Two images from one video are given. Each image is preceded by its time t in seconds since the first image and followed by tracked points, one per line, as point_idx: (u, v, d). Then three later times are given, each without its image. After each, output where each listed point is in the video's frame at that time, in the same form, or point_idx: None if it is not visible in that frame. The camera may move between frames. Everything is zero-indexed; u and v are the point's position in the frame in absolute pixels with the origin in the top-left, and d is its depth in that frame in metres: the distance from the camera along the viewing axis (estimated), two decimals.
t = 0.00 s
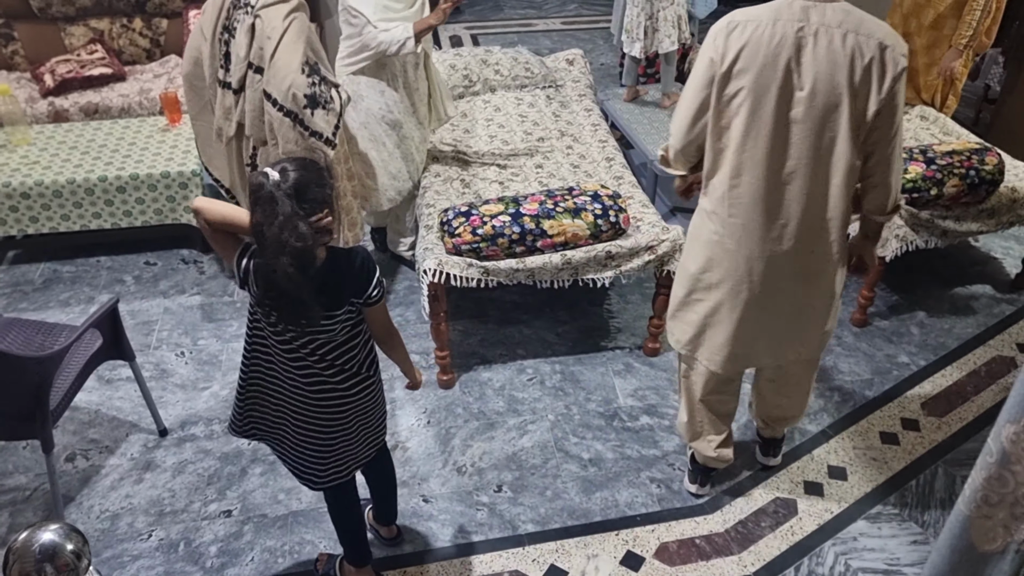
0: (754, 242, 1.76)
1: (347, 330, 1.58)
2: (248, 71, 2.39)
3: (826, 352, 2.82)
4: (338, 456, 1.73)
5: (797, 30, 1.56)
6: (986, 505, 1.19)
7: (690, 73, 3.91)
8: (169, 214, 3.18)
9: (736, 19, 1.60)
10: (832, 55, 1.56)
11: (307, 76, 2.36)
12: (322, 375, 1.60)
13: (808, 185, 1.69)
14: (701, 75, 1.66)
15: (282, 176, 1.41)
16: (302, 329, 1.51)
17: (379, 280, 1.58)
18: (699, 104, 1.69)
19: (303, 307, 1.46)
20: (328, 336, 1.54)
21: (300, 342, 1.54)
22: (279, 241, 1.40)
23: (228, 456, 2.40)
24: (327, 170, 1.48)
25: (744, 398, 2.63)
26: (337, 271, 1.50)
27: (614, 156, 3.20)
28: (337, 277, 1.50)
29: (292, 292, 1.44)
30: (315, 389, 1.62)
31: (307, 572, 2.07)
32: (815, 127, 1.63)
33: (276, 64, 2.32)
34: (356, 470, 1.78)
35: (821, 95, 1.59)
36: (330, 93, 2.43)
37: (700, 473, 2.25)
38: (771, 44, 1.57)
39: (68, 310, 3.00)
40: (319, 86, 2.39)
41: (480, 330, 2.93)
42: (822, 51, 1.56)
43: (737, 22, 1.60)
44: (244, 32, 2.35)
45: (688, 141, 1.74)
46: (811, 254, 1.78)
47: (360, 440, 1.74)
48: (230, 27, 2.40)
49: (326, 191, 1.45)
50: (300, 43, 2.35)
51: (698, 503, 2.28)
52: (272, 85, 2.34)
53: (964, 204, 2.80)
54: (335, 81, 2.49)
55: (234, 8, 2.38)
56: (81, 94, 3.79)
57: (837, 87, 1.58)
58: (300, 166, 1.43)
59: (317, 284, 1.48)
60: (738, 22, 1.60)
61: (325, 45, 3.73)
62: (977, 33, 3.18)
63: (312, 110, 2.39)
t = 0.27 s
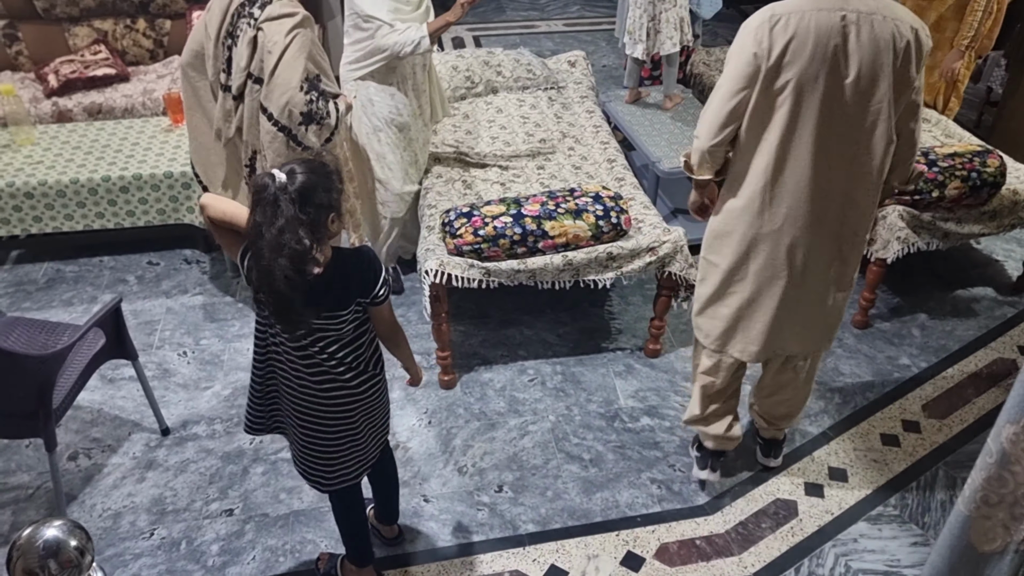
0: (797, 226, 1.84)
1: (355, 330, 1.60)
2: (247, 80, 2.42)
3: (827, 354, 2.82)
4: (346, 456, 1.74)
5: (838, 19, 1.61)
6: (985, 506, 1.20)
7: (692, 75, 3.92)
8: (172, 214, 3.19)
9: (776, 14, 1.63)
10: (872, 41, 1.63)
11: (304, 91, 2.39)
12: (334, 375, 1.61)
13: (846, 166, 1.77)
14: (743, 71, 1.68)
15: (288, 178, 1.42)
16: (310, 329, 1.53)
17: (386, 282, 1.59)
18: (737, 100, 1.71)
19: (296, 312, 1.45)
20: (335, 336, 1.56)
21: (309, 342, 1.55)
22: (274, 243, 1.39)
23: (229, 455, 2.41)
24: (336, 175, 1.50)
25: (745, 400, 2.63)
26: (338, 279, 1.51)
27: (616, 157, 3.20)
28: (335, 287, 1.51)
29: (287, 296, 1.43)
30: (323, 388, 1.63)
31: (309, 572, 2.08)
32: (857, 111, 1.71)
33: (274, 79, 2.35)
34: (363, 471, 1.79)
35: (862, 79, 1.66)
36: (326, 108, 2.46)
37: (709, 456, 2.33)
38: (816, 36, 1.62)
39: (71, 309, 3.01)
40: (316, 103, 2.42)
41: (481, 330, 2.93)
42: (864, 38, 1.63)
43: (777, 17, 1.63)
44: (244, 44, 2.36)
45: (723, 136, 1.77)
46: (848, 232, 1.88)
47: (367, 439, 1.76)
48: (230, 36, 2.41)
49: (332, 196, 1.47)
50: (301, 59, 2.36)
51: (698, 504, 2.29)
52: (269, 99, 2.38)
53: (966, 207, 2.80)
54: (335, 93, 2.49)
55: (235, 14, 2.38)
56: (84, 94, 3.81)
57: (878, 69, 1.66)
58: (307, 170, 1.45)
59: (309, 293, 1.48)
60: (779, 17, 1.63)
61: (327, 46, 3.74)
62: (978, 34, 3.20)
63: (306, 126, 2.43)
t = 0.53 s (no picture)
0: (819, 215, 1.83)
1: (362, 328, 1.60)
2: (249, 79, 2.44)
3: (832, 354, 2.82)
4: (353, 453, 1.74)
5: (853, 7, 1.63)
6: (989, 506, 1.20)
7: (698, 75, 3.92)
8: (179, 212, 3.21)
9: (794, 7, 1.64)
10: (884, 28, 1.67)
11: (301, 92, 2.39)
12: (342, 374, 1.62)
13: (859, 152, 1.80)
14: (762, 60, 1.66)
15: (300, 175, 1.45)
16: (316, 326, 1.54)
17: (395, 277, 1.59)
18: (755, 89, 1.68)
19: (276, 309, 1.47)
20: (342, 334, 1.56)
21: (316, 340, 1.56)
22: (264, 241, 1.40)
23: (235, 452, 2.42)
24: (351, 178, 1.52)
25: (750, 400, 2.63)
26: (343, 283, 1.51)
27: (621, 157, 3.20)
28: (332, 293, 1.50)
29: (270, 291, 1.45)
30: (329, 386, 1.63)
31: (313, 568, 2.09)
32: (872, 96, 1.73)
33: (272, 80, 2.36)
34: (369, 469, 1.79)
35: (875, 65, 1.69)
36: (325, 109, 2.43)
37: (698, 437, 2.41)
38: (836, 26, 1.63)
39: (78, 306, 3.02)
40: (315, 103, 2.42)
41: (486, 329, 2.94)
42: (877, 25, 1.66)
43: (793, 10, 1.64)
44: (244, 44, 2.39)
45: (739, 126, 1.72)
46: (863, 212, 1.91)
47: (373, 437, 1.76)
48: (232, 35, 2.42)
49: (342, 198, 1.48)
50: (300, 59, 2.37)
51: (702, 503, 2.29)
52: (267, 100, 2.40)
53: (972, 208, 2.80)
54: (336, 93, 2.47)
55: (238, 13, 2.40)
56: (92, 93, 3.82)
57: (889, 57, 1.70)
58: (319, 169, 1.46)
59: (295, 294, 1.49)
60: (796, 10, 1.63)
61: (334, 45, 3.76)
62: (984, 33, 3.20)
63: (305, 127, 2.43)
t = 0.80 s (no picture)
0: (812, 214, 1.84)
1: (372, 328, 1.62)
2: (262, 73, 2.45)
3: (844, 359, 2.81)
4: (366, 454, 1.75)
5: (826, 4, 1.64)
6: (999, 513, 1.20)
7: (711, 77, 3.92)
8: (193, 210, 3.23)
9: (771, 15, 1.63)
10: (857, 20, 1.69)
11: (315, 80, 2.42)
12: (351, 374, 1.64)
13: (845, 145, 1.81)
14: (749, 70, 1.64)
15: (318, 174, 1.46)
16: (325, 326, 1.56)
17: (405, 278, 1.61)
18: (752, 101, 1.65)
19: (308, 299, 1.49)
20: (351, 334, 1.58)
21: (325, 339, 1.58)
22: (307, 230, 1.43)
23: (247, 449, 2.44)
24: (367, 179, 1.53)
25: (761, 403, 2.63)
26: (359, 276, 1.53)
27: (634, 159, 3.21)
28: (343, 293, 1.52)
29: (307, 280, 1.47)
30: (340, 385, 1.65)
31: (323, 565, 2.10)
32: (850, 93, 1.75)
33: (285, 68, 2.38)
34: (382, 469, 1.81)
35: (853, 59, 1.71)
36: (339, 97, 2.47)
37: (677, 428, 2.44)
38: (816, 28, 1.63)
39: (93, 302, 3.05)
40: (328, 92, 2.45)
41: (497, 330, 2.95)
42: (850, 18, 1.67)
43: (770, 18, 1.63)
44: (257, 36, 2.40)
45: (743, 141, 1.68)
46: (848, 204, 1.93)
47: (386, 438, 1.78)
48: (244, 30, 2.44)
49: (359, 198, 1.49)
50: (313, 46, 2.41)
51: (712, 506, 2.29)
52: (280, 88, 2.42)
53: (988, 212, 2.79)
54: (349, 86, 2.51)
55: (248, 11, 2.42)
56: (109, 91, 3.86)
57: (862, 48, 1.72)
58: (338, 168, 1.48)
59: (328, 287, 1.50)
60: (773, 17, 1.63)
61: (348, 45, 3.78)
62: (1000, 35, 3.17)
63: (319, 115, 2.46)
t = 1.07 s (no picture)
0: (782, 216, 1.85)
1: (388, 328, 1.63)
2: (287, 67, 2.47)
3: (863, 366, 2.79)
4: (380, 453, 1.77)
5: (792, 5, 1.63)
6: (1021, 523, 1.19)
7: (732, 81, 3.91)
8: (215, 208, 3.26)
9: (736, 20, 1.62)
10: (825, 21, 1.68)
11: (339, 72, 2.44)
12: (366, 374, 1.65)
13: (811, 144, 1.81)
14: (714, 77, 1.64)
15: (344, 169, 1.47)
16: (342, 326, 1.57)
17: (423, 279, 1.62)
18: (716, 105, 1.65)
19: (309, 297, 1.50)
20: (368, 334, 1.60)
21: (342, 339, 1.60)
22: (322, 227, 1.44)
23: (264, 446, 2.46)
24: (390, 180, 1.53)
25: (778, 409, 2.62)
26: (371, 277, 1.54)
27: (653, 162, 3.20)
28: (362, 293, 1.53)
29: (312, 277, 1.49)
30: (355, 385, 1.67)
31: (337, 563, 2.11)
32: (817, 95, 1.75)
33: (309, 59, 2.40)
34: (395, 468, 1.83)
35: (820, 59, 1.70)
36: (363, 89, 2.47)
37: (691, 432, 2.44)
38: (781, 32, 1.62)
39: (115, 298, 3.09)
40: (352, 83, 2.46)
41: (514, 331, 2.95)
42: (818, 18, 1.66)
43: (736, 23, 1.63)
44: (281, 30, 2.42)
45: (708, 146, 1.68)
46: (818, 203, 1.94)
47: (400, 438, 1.79)
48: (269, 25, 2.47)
49: (381, 198, 1.49)
50: (335, 39, 2.43)
51: (727, 512, 2.28)
52: (305, 79, 2.42)
53: (1011, 219, 2.76)
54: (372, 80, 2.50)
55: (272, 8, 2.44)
56: (134, 90, 3.90)
57: (829, 48, 1.71)
58: (364, 166, 1.48)
59: (332, 286, 1.51)
60: (737, 23, 1.62)
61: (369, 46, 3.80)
62: None
63: (344, 106, 2.46)
